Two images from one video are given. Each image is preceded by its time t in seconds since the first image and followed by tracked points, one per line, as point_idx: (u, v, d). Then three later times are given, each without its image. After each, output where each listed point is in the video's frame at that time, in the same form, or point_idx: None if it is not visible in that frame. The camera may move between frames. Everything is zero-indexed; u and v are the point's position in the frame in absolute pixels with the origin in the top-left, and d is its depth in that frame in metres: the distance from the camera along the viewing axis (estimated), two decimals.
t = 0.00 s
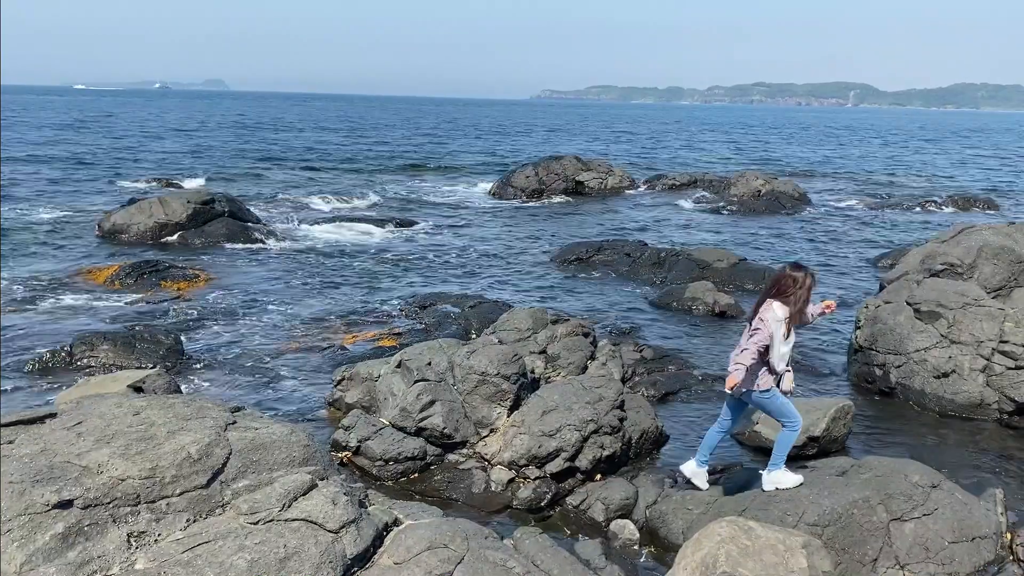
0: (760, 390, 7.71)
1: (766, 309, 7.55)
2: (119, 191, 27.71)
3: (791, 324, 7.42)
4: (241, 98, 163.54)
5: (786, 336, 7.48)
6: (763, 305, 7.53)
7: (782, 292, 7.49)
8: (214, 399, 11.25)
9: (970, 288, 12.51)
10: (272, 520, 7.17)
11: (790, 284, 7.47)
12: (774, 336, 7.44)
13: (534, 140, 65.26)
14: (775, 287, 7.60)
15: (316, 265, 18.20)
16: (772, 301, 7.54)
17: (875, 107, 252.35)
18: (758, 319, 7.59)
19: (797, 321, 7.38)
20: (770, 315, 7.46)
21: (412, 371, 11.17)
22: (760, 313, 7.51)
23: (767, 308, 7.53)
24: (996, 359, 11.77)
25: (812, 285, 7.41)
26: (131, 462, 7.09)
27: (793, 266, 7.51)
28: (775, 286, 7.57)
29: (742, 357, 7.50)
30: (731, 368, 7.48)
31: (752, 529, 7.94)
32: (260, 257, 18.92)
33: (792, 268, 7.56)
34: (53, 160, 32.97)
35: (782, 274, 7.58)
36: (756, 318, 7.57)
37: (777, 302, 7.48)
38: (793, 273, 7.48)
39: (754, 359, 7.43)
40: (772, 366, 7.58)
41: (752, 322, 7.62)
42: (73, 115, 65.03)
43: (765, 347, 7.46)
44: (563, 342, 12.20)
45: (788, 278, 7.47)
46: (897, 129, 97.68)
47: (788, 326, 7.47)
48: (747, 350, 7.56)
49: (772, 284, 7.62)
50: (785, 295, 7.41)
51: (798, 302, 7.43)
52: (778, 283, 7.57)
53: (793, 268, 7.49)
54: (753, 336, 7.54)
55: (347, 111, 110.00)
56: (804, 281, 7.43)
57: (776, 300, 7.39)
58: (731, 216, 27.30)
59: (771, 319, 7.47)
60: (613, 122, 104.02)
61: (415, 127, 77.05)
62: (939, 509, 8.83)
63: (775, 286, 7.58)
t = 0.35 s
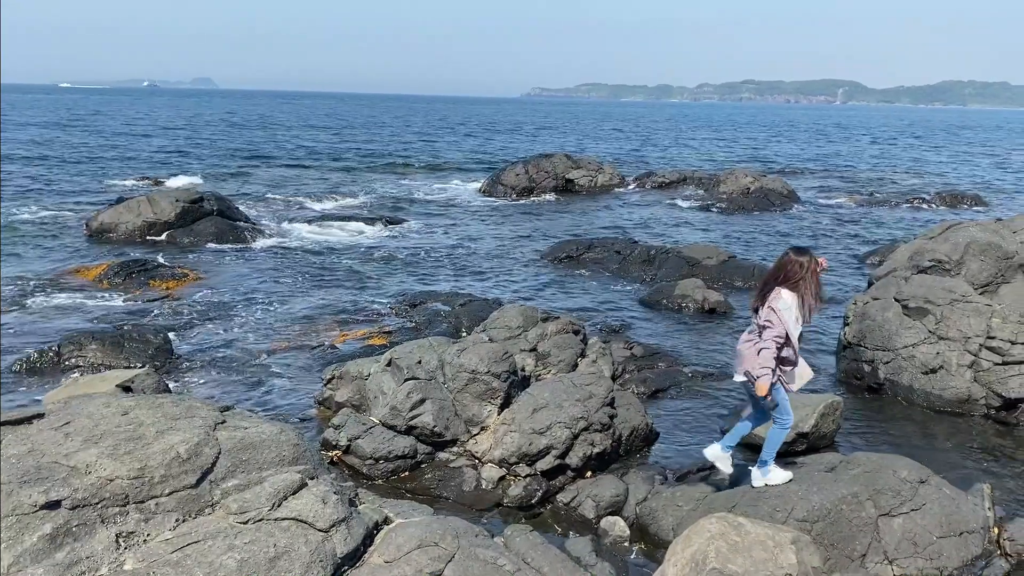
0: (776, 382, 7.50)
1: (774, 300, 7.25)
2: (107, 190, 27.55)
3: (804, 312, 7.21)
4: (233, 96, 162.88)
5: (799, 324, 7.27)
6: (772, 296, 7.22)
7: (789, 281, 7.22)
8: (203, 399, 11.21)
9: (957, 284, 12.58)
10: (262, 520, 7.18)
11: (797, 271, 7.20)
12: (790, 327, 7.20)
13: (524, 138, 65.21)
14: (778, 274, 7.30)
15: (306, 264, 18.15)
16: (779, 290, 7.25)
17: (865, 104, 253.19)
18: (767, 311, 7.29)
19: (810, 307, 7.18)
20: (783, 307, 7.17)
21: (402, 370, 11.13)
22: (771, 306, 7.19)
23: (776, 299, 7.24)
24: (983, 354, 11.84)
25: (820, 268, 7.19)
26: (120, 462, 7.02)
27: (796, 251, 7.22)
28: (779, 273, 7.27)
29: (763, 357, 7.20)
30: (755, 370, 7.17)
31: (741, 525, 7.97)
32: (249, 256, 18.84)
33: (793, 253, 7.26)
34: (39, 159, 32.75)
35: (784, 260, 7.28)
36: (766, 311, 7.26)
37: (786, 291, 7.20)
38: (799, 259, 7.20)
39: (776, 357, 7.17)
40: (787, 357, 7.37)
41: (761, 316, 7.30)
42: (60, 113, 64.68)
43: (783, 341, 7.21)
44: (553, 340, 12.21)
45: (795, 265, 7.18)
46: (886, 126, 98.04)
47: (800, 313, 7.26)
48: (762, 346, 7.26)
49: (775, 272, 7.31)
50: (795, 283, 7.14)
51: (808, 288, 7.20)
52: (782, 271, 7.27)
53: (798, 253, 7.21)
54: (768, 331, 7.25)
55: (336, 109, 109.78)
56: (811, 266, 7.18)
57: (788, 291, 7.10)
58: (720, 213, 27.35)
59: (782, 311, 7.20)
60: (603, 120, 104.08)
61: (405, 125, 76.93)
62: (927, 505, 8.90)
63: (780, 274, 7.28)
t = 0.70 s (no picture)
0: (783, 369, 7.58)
1: (779, 293, 7.22)
2: (93, 189, 27.37)
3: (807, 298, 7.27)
4: (217, 94, 162.35)
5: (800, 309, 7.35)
6: (779, 290, 7.17)
7: (790, 271, 7.20)
8: (190, 398, 11.15)
9: (943, 280, 12.61)
10: (249, 519, 7.13)
11: (797, 260, 7.19)
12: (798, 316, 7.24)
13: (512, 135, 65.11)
14: (777, 266, 7.25)
15: (294, 262, 18.08)
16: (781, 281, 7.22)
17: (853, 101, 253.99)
18: (773, 305, 7.25)
19: (811, 293, 7.26)
20: (790, 299, 7.17)
21: (390, 369, 11.10)
22: (781, 300, 7.15)
23: (781, 291, 7.21)
24: (970, 350, 11.91)
25: (814, 252, 7.24)
26: (106, 462, 6.96)
27: (792, 241, 7.18)
28: (777, 265, 7.22)
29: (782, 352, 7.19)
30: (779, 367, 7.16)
31: (729, 522, 8.00)
32: (236, 254, 18.76)
33: (788, 242, 7.21)
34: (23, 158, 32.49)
35: (781, 251, 7.22)
36: (773, 306, 7.21)
37: (789, 282, 7.19)
38: (796, 248, 7.18)
39: (794, 349, 7.20)
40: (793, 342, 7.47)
41: (768, 310, 7.24)
42: (46, 112, 64.16)
43: (795, 332, 7.25)
44: (541, 338, 12.21)
45: (795, 255, 7.15)
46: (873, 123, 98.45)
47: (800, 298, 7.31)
48: (776, 340, 7.25)
49: (772, 264, 7.24)
50: (797, 273, 7.15)
51: (807, 275, 7.23)
52: (780, 263, 7.23)
53: (793, 242, 7.17)
54: (778, 325, 7.23)
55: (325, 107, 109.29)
56: (808, 253, 7.20)
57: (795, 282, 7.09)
58: (709, 211, 27.41)
59: (790, 301, 7.20)
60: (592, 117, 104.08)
61: (394, 123, 76.80)
62: (913, 500, 8.96)
63: (779, 266, 7.24)
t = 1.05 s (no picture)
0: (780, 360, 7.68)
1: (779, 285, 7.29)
2: (74, 188, 27.12)
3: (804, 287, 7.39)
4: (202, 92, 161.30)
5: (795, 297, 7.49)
6: (781, 281, 7.23)
7: (785, 262, 7.29)
8: (174, 398, 11.09)
9: (926, 275, 12.64)
10: (233, 519, 7.09)
11: (792, 250, 7.29)
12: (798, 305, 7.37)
13: (497, 133, 65.02)
14: (773, 258, 7.30)
15: (278, 261, 18.00)
16: (780, 273, 7.29)
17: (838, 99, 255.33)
18: (776, 297, 7.30)
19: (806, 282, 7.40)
20: (792, 289, 7.27)
21: (375, 367, 11.04)
22: (785, 291, 7.23)
23: (781, 282, 7.28)
24: (951, 345, 12.00)
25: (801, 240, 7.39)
26: (88, 463, 6.94)
27: (786, 232, 7.26)
28: (774, 257, 7.27)
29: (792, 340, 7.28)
30: (791, 357, 7.22)
31: (714, 517, 8.02)
32: (219, 253, 18.65)
33: (779, 234, 7.29)
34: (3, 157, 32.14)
35: (775, 244, 7.28)
36: (776, 298, 7.27)
37: (787, 273, 7.28)
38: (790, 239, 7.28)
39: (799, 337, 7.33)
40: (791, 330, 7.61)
41: (770, 303, 7.31)
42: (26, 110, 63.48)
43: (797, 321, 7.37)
44: (527, 335, 12.21)
45: (790, 246, 7.24)
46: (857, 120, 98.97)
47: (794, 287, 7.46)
48: (784, 331, 7.34)
49: (768, 258, 7.30)
50: (794, 264, 7.25)
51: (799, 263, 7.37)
52: (775, 255, 7.30)
53: (784, 233, 7.26)
54: (783, 315, 7.31)
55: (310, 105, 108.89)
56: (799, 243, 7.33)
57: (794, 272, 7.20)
58: (693, 208, 27.48)
59: (790, 291, 7.30)
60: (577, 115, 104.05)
61: (378, 120, 76.64)
62: (896, 494, 9.03)
63: (775, 258, 7.30)
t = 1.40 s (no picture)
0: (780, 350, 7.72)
1: (770, 276, 7.28)
2: (57, 187, 26.90)
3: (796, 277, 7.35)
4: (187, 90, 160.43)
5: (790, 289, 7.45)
6: (771, 273, 7.23)
7: (775, 254, 7.29)
8: (158, 399, 11.01)
9: (909, 272, 12.72)
10: (218, 520, 7.05)
11: (781, 242, 7.29)
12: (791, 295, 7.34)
13: (483, 131, 64.94)
14: (763, 251, 7.32)
15: (264, 260, 17.92)
16: (771, 264, 7.29)
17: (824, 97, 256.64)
18: (767, 289, 7.30)
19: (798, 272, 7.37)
20: (783, 280, 7.25)
21: (361, 366, 11.01)
22: (776, 282, 7.22)
23: (772, 273, 7.28)
24: (934, 341, 12.09)
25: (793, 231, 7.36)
26: (70, 464, 6.84)
27: (773, 224, 7.27)
28: (763, 249, 7.29)
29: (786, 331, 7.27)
30: (786, 348, 7.23)
31: (700, 514, 8.05)
32: (203, 253, 18.54)
33: (767, 226, 7.31)
34: None
35: (763, 237, 7.30)
36: (767, 290, 7.27)
37: (778, 264, 7.27)
38: (778, 230, 7.28)
39: (794, 328, 7.31)
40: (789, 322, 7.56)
41: (762, 295, 7.31)
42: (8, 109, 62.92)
43: (791, 311, 7.35)
44: (513, 334, 12.21)
45: (777, 238, 7.25)
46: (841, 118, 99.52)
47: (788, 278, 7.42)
48: (777, 322, 7.33)
49: (757, 250, 7.32)
50: (784, 254, 7.25)
51: (791, 254, 7.34)
52: (764, 248, 7.31)
53: (772, 225, 7.27)
54: (776, 306, 7.30)
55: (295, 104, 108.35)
56: (789, 234, 7.30)
57: (784, 263, 7.19)
58: (678, 206, 27.56)
59: (782, 282, 7.28)
60: (563, 113, 104.16)
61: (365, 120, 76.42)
62: (881, 490, 9.08)
63: (764, 251, 7.31)
